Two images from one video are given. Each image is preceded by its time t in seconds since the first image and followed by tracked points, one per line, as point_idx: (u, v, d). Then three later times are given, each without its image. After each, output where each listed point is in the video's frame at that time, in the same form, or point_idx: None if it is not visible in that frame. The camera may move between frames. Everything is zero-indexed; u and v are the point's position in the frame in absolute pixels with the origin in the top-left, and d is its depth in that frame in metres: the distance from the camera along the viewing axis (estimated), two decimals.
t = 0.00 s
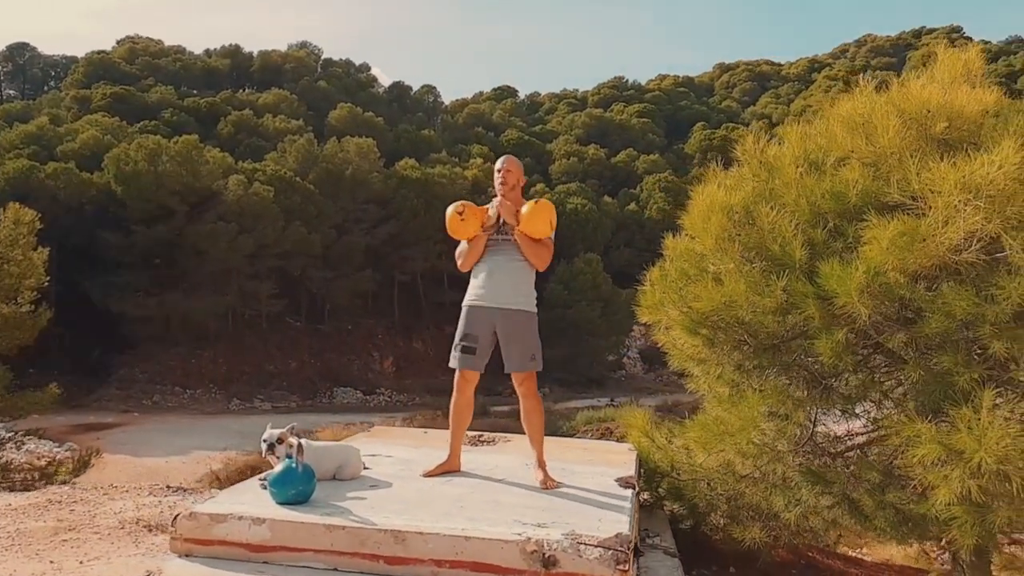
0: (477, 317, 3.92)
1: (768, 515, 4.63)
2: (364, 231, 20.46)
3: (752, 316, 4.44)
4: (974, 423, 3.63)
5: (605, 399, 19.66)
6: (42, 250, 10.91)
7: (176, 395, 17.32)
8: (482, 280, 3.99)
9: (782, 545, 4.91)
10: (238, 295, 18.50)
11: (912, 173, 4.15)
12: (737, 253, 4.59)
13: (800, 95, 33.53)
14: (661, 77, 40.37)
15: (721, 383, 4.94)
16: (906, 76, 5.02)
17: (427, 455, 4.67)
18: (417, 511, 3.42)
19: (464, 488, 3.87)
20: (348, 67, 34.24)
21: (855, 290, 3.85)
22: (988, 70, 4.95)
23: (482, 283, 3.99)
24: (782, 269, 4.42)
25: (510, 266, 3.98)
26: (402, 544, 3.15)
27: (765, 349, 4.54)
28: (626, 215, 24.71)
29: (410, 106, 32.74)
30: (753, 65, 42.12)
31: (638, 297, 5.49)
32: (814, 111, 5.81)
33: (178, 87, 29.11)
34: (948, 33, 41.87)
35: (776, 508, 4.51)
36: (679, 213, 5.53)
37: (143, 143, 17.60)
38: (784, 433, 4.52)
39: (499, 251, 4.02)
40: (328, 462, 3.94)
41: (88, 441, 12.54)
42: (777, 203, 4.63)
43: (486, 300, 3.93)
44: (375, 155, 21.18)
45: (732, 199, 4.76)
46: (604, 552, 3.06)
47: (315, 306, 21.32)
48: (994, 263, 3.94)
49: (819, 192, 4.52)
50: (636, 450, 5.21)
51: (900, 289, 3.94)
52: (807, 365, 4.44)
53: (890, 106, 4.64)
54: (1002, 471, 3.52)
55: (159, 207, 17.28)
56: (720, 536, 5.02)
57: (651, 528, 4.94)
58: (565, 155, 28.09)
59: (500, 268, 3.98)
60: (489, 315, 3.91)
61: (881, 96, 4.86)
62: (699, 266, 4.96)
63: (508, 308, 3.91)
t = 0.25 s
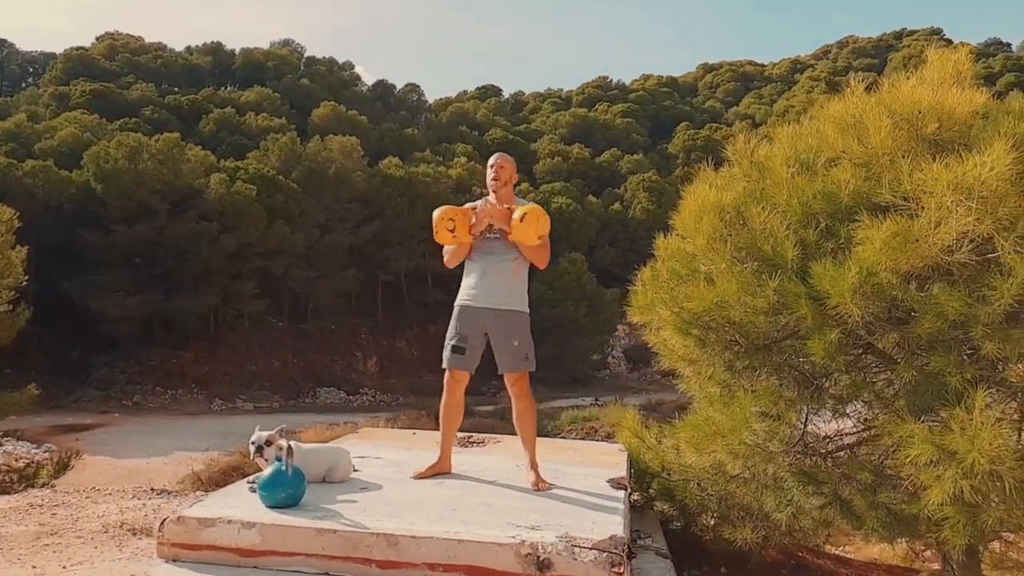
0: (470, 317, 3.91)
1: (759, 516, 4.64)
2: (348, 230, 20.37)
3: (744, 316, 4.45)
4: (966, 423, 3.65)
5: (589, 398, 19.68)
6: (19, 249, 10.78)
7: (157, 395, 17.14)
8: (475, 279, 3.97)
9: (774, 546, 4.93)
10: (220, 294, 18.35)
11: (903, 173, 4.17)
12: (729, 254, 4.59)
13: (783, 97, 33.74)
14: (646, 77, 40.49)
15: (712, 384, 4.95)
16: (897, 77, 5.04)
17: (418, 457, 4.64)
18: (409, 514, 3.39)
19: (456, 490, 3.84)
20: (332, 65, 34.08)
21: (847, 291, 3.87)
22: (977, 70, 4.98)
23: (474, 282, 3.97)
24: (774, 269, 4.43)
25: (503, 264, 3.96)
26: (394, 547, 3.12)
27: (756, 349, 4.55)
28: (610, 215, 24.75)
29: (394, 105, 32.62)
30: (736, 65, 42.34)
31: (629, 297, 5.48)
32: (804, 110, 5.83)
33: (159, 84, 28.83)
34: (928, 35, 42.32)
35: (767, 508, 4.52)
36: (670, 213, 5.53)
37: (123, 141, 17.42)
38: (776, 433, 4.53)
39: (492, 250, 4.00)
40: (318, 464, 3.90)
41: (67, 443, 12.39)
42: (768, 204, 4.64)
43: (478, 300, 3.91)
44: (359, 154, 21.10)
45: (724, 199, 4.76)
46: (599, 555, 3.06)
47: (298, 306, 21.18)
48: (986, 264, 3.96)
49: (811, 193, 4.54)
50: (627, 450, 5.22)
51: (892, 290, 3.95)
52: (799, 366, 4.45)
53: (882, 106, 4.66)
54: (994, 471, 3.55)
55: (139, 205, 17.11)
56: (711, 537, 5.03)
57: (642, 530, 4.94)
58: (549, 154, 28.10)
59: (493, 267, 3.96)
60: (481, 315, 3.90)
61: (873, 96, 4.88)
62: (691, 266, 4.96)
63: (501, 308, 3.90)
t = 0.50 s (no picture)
0: (463, 316, 3.90)
1: (751, 516, 4.66)
2: (333, 228, 20.28)
3: (737, 316, 4.47)
4: (960, 424, 3.69)
5: (575, 398, 19.70)
6: None
7: (139, 395, 16.97)
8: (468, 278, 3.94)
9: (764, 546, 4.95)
10: (203, 293, 18.20)
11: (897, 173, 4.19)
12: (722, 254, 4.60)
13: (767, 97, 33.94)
14: (631, 76, 40.58)
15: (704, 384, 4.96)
16: (889, 76, 5.06)
17: (408, 458, 4.61)
18: (401, 517, 3.36)
19: (448, 492, 3.82)
20: (316, 63, 33.92)
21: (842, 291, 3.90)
22: (969, 70, 5.01)
23: (467, 279, 3.94)
24: (767, 269, 4.45)
25: (495, 265, 3.90)
26: (387, 551, 3.09)
27: (748, 349, 4.57)
28: (596, 214, 24.79)
29: (379, 103, 32.50)
30: (721, 65, 42.52)
31: (621, 297, 5.48)
32: (796, 109, 5.85)
33: (141, 81, 28.56)
34: (910, 36, 42.72)
35: (759, 509, 4.54)
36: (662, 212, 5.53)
37: (104, 138, 17.24)
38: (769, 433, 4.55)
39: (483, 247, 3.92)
40: (307, 466, 3.86)
41: (47, 444, 12.25)
42: (760, 204, 4.65)
43: (471, 299, 3.90)
44: (343, 152, 21.00)
45: (717, 199, 4.77)
46: (594, 558, 3.06)
47: (282, 306, 21.04)
48: (980, 264, 3.99)
49: (804, 193, 4.56)
50: (618, 451, 5.23)
51: (886, 290, 3.98)
52: (792, 365, 4.48)
53: (875, 106, 4.67)
54: (988, 471, 3.59)
55: (121, 203, 16.93)
56: (702, 537, 5.05)
57: (635, 531, 4.95)
58: (535, 153, 28.09)
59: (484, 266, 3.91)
60: (474, 314, 3.89)
61: (865, 96, 4.90)
62: (683, 266, 4.97)
63: (495, 307, 3.88)
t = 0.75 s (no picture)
0: (455, 315, 3.87)
1: (742, 517, 4.67)
2: (314, 227, 20.15)
3: (728, 316, 4.48)
4: (953, 424, 3.73)
5: (559, 396, 19.72)
6: None
7: (118, 395, 16.78)
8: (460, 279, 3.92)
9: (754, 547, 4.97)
10: (184, 292, 18.03)
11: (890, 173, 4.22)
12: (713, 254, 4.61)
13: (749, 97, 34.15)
14: (614, 76, 40.69)
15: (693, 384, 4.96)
16: (878, 76, 5.08)
17: (396, 460, 4.57)
18: (391, 521, 3.32)
19: (437, 495, 3.79)
20: (298, 60, 33.71)
21: (835, 292, 3.92)
22: (958, 71, 5.05)
23: (460, 279, 3.93)
24: (758, 269, 4.46)
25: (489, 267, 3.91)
26: (377, 557, 3.05)
27: (740, 349, 4.58)
28: (579, 213, 24.81)
29: (362, 100, 32.42)
30: (704, 65, 42.74)
31: (611, 296, 5.47)
32: (785, 109, 5.87)
33: (119, 77, 28.24)
34: (890, 37, 43.15)
35: (750, 510, 4.56)
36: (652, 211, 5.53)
37: (82, 134, 17.03)
38: (760, 434, 4.56)
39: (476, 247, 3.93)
40: (294, 469, 3.82)
41: (24, 444, 12.08)
42: (752, 203, 4.66)
43: (464, 298, 3.87)
44: (325, 150, 20.89)
45: (708, 199, 4.77)
46: (587, 562, 3.04)
47: (264, 304, 20.88)
48: (972, 264, 4.02)
49: (796, 193, 4.57)
50: (607, 452, 5.23)
51: (878, 290, 4.01)
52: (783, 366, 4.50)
53: (866, 105, 4.69)
54: (980, 472, 3.63)
55: (100, 201, 16.73)
56: (691, 539, 5.06)
57: (625, 532, 4.94)
58: (519, 151, 28.08)
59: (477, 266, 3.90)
60: (466, 313, 3.86)
61: (856, 96, 4.92)
62: (673, 266, 4.97)
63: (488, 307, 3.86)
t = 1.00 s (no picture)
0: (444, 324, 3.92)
1: (735, 517, 4.70)
2: (300, 225, 20.04)
3: (722, 316, 4.50)
4: (948, 426, 3.78)
5: (546, 395, 19.71)
6: None
7: (101, 395, 16.61)
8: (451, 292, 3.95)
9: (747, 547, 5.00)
10: (168, 291, 17.88)
11: (884, 173, 4.26)
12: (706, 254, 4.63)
13: (735, 97, 34.28)
14: (601, 75, 40.73)
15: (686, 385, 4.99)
16: (870, 76, 5.11)
17: (386, 462, 4.54)
18: (382, 525, 3.29)
19: (428, 498, 3.77)
20: (284, 58, 33.52)
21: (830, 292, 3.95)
22: (950, 71, 5.08)
23: (452, 290, 3.97)
24: (752, 269, 4.48)
25: (481, 278, 3.93)
26: (369, 561, 3.02)
27: (733, 349, 4.60)
28: (566, 212, 24.81)
29: (348, 99, 32.34)
30: (690, 65, 42.86)
31: (603, 296, 5.49)
32: (778, 109, 5.90)
33: (102, 74, 27.97)
34: (875, 38, 43.46)
35: (743, 511, 4.59)
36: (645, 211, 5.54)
37: (64, 132, 16.84)
38: (753, 435, 4.59)
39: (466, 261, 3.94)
40: (283, 472, 3.79)
41: (5, 445, 11.93)
42: (745, 204, 4.68)
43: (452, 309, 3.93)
44: (311, 148, 20.78)
45: (701, 199, 4.79)
46: (582, 565, 3.02)
47: (249, 304, 20.75)
48: (966, 264, 4.06)
49: (789, 193, 4.60)
50: (599, 452, 5.26)
51: (873, 290, 4.04)
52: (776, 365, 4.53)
53: (859, 105, 4.72)
54: (975, 473, 3.69)
55: (82, 199, 16.56)
56: (683, 540, 5.08)
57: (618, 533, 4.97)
58: (506, 150, 28.05)
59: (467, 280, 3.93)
60: (454, 323, 3.91)
61: (849, 96, 4.95)
62: (665, 266, 4.98)
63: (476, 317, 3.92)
